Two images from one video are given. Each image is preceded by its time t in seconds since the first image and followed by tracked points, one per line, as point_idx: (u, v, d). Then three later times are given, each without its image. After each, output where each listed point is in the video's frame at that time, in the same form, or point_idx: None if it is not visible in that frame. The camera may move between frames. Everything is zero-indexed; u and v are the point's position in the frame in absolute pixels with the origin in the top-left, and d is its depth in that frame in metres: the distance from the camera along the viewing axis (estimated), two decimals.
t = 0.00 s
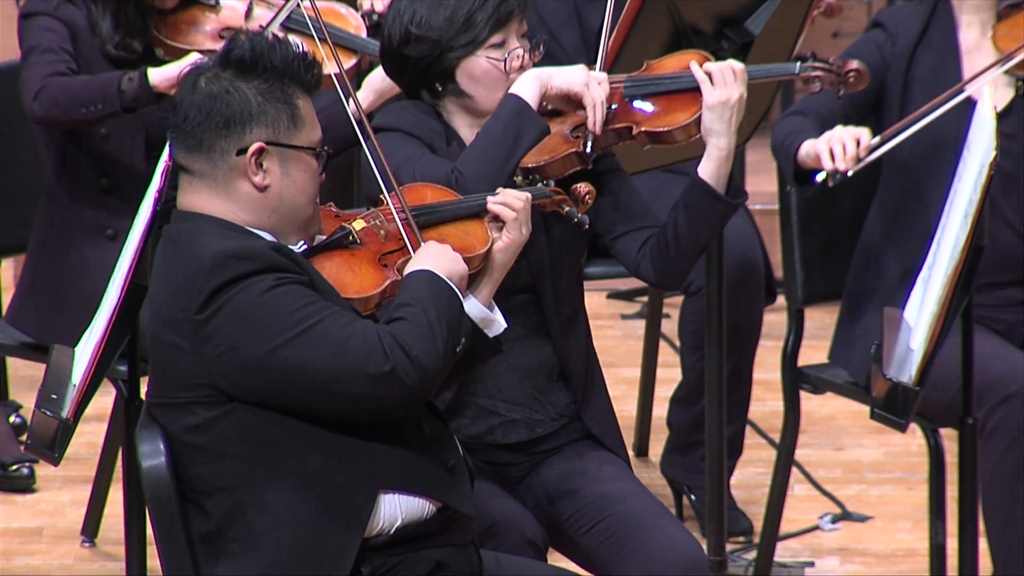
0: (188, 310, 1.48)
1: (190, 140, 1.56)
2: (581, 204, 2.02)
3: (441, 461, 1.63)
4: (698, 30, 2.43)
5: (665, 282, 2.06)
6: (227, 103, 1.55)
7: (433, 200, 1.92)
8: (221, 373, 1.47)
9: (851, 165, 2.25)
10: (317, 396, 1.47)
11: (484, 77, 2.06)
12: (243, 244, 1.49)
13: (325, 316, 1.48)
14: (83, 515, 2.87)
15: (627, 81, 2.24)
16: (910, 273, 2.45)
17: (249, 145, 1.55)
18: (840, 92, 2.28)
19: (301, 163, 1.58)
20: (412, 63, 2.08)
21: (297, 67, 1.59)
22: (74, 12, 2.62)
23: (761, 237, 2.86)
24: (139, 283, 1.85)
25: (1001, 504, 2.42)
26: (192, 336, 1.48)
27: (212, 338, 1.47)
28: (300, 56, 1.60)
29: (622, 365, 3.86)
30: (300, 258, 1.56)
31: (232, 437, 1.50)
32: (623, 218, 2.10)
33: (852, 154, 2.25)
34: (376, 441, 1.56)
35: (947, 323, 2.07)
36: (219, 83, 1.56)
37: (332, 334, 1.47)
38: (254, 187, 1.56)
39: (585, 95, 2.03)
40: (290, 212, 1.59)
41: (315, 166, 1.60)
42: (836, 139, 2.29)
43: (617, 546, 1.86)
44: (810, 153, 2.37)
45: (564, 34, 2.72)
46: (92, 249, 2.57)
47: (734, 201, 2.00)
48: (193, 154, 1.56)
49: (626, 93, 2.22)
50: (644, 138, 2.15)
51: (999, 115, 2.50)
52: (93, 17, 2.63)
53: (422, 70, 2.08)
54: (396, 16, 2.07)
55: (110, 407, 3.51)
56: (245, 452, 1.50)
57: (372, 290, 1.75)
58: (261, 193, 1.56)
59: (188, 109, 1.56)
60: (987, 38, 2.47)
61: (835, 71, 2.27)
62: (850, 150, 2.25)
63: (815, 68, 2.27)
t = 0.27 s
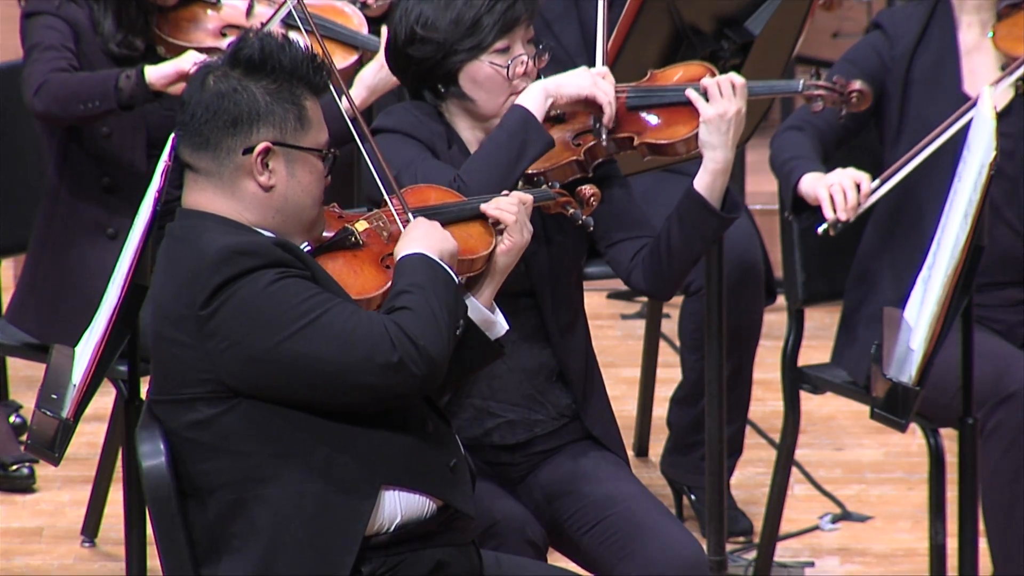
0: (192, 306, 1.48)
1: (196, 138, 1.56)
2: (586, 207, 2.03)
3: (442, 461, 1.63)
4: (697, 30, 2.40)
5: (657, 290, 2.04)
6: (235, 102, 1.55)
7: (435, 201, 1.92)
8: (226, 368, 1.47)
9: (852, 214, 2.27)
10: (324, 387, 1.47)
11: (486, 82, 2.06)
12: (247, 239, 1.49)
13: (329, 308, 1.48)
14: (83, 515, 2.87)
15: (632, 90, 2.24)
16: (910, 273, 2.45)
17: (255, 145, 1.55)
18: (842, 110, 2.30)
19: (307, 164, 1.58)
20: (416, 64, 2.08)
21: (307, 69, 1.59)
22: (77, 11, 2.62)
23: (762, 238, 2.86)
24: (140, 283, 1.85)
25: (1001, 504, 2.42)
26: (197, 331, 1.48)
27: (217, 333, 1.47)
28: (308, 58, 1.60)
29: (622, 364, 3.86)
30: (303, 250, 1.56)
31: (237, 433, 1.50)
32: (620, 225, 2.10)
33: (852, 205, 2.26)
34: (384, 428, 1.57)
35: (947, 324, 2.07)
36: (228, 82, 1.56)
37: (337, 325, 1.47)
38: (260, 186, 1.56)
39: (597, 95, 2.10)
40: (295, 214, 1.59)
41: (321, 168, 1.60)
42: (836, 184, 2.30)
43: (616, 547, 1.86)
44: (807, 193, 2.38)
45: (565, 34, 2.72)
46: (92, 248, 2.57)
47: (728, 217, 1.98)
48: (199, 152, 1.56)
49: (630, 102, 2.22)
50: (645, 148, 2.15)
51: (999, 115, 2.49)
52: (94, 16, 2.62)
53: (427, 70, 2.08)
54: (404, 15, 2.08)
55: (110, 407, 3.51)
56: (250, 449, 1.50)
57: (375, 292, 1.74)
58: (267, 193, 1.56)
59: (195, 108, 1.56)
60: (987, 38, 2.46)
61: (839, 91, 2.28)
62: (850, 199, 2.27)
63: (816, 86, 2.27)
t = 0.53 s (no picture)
0: (192, 306, 1.48)
1: (195, 137, 1.56)
2: (581, 207, 2.04)
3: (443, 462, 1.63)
4: (698, 31, 2.42)
5: (650, 295, 2.04)
6: (233, 101, 1.55)
7: (433, 202, 1.92)
8: (226, 368, 1.47)
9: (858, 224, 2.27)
10: (321, 391, 1.47)
11: (490, 83, 2.05)
12: (247, 239, 1.49)
13: (330, 311, 1.48)
14: (83, 515, 2.87)
15: (635, 96, 2.24)
16: (910, 273, 2.45)
17: (253, 143, 1.55)
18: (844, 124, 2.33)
19: (305, 163, 1.58)
20: (420, 62, 2.09)
21: (303, 68, 1.59)
22: (77, 10, 2.63)
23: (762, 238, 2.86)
24: (140, 283, 1.84)
25: (1002, 505, 2.42)
26: (197, 331, 1.48)
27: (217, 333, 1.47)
28: (305, 57, 1.60)
29: (622, 365, 3.86)
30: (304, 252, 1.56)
31: (236, 433, 1.50)
32: (617, 229, 2.10)
33: (859, 214, 2.27)
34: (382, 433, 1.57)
35: (947, 324, 2.07)
36: (226, 81, 1.56)
37: (337, 328, 1.47)
38: (259, 185, 1.56)
39: (595, 121, 2.04)
40: (293, 212, 1.59)
41: (319, 166, 1.60)
42: (842, 194, 2.30)
43: (618, 547, 1.86)
44: (813, 200, 2.38)
45: (565, 33, 2.72)
46: (93, 248, 2.57)
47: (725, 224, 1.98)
48: (197, 151, 1.56)
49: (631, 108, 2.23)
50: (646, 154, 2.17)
51: (999, 114, 2.49)
52: (95, 14, 2.62)
53: (432, 69, 2.08)
54: (409, 14, 2.08)
55: (109, 407, 3.51)
56: (249, 449, 1.50)
57: (374, 290, 1.75)
58: (266, 191, 1.56)
59: (192, 107, 1.56)
60: (987, 38, 2.47)
61: (842, 103, 2.31)
62: (859, 209, 2.28)
63: (820, 99, 2.31)
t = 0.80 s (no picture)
0: (191, 308, 1.48)
1: (192, 138, 1.56)
2: (579, 207, 2.04)
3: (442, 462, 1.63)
4: (698, 31, 2.42)
5: (640, 299, 2.04)
6: (229, 101, 1.55)
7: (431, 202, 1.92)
8: (224, 370, 1.47)
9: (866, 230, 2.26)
10: (318, 396, 1.47)
11: (488, 83, 2.05)
12: (246, 241, 1.49)
13: (328, 316, 1.48)
14: (83, 515, 2.87)
15: (631, 101, 2.26)
16: (910, 273, 2.45)
17: (250, 142, 1.55)
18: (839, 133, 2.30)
19: (302, 162, 1.58)
20: (418, 62, 2.09)
21: (299, 67, 1.59)
22: (77, 9, 2.63)
23: (761, 238, 2.86)
24: (140, 283, 1.84)
25: (1002, 505, 2.42)
26: (195, 333, 1.48)
27: (215, 335, 1.47)
28: (301, 56, 1.60)
29: (622, 365, 3.85)
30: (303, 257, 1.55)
31: (235, 435, 1.50)
32: (615, 230, 2.10)
33: (868, 221, 2.26)
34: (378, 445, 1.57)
35: (947, 324, 2.07)
36: (222, 81, 1.56)
37: (336, 334, 1.47)
38: (257, 184, 1.56)
39: (586, 140, 2.01)
40: (291, 211, 1.59)
41: (316, 165, 1.60)
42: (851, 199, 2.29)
43: (618, 547, 1.86)
44: (819, 205, 2.36)
45: (565, 33, 2.72)
46: (93, 247, 2.57)
47: (717, 232, 1.98)
48: (195, 152, 1.56)
49: (627, 112, 2.24)
50: (640, 158, 2.16)
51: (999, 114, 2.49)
52: (95, 13, 2.64)
53: (430, 68, 2.08)
54: (408, 13, 2.08)
55: (109, 407, 3.51)
56: (247, 451, 1.50)
57: (372, 290, 1.74)
58: (264, 191, 1.56)
59: (189, 108, 1.56)
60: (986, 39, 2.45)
61: (837, 111, 2.30)
62: (868, 215, 2.26)
63: (815, 106, 2.29)
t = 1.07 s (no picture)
0: (191, 311, 1.48)
1: (190, 138, 1.56)
2: (576, 204, 1.99)
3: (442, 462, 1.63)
4: (697, 31, 2.42)
5: (632, 299, 2.02)
6: (227, 101, 1.55)
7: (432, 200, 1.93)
8: (222, 373, 1.47)
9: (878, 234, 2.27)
10: (314, 404, 1.47)
11: (484, 84, 2.04)
12: (246, 245, 1.49)
13: (327, 324, 1.47)
14: (83, 515, 2.87)
15: (625, 104, 2.26)
16: (909, 273, 2.45)
17: (249, 142, 1.55)
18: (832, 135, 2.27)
19: (301, 162, 1.58)
20: (414, 62, 2.09)
21: (297, 66, 1.59)
22: (76, 9, 2.63)
23: (761, 238, 2.86)
24: (140, 283, 1.85)
25: (1002, 505, 2.42)
26: (195, 336, 1.48)
27: (214, 338, 1.47)
28: (299, 55, 1.60)
29: (622, 365, 3.85)
30: (303, 263, 1.55)
31: (233, 438, 1.50)
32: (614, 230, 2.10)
33: (880, 223, 2.26)
34: (379, 456, 1.56)
35: (947, 324, 2.06)
36: (220, 81, 1.56)
37: (334, 342, 1.47)
38: (256, 185, 1.56)
39: (575, 159, 2.00)
40: (290, 211, 1.59)
41: (315, 165, 1.60)
42: (862, 203, 2.30)
43: (618, 547, 1.86)
44: (829, 209, 2.37)
45: (565, 33, 2.72)
46: (94, 247, 2.57)
47: (710, 233, 1.97)
48: (193, 152, 1.56)
49: (621, 113, 2.24)
50: (635, 160, 2.16)
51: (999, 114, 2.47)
52: (94, 12, 2.63)
53: (425, 68, 2.08)
54: (403, 12, 2.08)
55: (110, 407, 3.51)
56: (245, 453, 1.50)
57: (371, 290, 1.74)
58: (263, 191, 1.56)
59: (187, 108, 1.56)
60: (986, 40, 2.45)
61: (829, 114, 2.25)
62: (880, 217, 2.27)
63: (808, 109, 2.24)
